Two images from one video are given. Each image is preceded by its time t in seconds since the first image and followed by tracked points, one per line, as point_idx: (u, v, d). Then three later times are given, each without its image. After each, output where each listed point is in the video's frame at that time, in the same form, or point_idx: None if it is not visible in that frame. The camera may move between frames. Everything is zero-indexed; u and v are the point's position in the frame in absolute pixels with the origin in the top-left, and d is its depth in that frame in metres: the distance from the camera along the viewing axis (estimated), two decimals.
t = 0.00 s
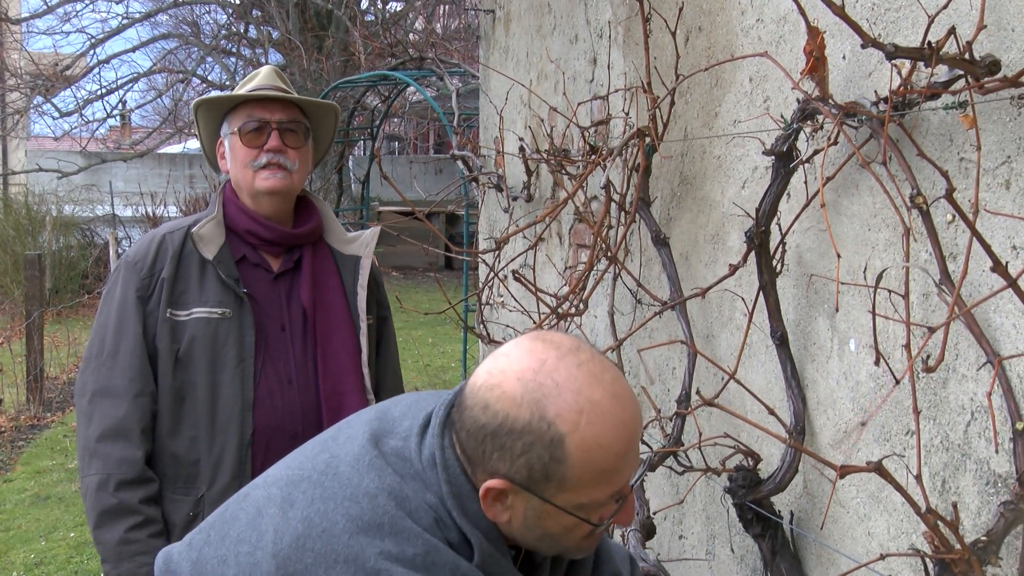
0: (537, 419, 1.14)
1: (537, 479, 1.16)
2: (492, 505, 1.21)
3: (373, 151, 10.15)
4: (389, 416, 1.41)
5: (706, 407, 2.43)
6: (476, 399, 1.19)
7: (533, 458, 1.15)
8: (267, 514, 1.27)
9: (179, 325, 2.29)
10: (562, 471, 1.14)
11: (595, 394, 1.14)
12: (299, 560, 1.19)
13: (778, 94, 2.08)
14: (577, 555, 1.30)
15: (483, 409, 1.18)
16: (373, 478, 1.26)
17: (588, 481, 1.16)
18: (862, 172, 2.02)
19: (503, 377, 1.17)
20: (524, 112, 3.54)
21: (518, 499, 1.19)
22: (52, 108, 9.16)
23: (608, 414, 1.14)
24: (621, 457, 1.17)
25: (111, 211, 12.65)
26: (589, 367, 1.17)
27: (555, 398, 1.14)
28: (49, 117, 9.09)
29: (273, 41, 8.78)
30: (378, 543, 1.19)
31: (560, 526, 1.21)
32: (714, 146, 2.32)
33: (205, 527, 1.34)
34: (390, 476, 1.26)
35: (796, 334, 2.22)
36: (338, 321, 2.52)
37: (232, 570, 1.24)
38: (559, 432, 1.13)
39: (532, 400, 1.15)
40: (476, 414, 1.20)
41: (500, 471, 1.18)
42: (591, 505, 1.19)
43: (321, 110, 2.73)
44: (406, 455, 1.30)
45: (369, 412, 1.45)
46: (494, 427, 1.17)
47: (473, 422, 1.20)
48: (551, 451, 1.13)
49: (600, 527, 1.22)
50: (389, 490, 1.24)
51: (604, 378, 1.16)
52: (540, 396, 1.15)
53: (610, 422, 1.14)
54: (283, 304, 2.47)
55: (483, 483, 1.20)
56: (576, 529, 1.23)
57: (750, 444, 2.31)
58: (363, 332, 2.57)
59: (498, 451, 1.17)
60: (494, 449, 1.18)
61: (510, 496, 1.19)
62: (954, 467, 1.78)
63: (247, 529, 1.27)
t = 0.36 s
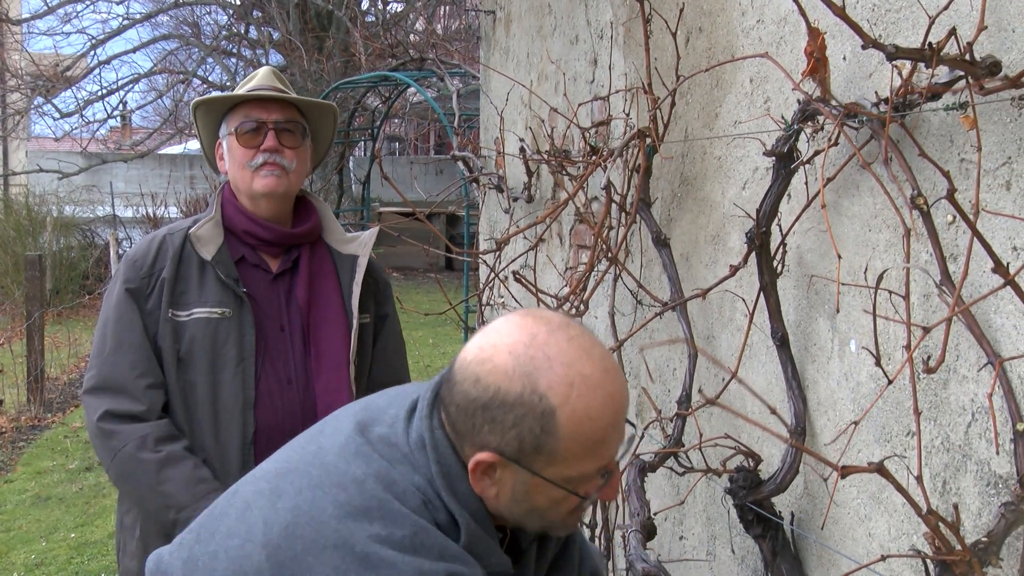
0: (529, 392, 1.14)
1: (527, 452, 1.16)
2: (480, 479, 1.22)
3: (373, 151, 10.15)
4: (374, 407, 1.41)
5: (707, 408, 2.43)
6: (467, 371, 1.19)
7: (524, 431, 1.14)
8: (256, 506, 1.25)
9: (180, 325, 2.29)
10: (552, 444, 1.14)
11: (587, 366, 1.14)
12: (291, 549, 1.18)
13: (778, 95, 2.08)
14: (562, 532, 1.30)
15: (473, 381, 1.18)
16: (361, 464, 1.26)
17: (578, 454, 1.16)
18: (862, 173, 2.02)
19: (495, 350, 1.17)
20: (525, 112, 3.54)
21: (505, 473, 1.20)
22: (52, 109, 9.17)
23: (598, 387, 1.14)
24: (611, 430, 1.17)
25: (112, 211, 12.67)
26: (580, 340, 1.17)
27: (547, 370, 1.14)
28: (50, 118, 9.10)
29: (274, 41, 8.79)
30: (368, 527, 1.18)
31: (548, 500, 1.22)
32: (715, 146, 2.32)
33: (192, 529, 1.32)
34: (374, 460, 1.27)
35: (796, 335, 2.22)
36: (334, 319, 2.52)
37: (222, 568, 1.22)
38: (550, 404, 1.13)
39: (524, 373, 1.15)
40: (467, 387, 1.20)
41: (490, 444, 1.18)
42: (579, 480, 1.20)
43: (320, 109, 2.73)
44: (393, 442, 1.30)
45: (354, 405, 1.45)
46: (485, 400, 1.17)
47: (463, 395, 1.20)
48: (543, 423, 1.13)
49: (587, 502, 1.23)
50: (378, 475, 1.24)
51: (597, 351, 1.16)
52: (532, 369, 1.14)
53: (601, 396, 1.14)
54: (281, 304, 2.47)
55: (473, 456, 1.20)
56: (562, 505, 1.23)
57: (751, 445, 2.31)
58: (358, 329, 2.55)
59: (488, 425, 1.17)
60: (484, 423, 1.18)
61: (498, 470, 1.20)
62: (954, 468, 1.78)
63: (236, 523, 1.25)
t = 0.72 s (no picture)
0: (465, 317, 1.15)
1: (461, 379, 1.16)
2: (412, 413, 1.20)
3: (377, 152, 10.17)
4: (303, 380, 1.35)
5: (711, 409, 2.43)
6: (401, 303, 1.18)
7: (461, 357, 1.14)
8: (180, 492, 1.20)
9: (184, 326, 2.29)
10: (489, 371, 1.15)
11: (521, 292, 1.16)
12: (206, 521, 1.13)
13: (783, 96, 2.08)
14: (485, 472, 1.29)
15: (407, 311, 1.17)
16: (279, 440, 1.19)
17: (510, 380, 1.17)
18: (867, 174, 2.02)
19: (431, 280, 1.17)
20: (529, 113, 3.54)
21: (438, 404, 1.18)
22: (58, 110, 9.19)
23: (531, 313, 1.17)
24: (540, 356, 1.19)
25: (116, 212, 12.70)
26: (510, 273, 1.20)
27: (484, 296, 1.15)
28: (55, 119, 9.12)
29: (279, 42, 8.81)
30: (277, 503, 1.11)
31: (478, 434, 1.21)
32: (720, 147, 2.32)
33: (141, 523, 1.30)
34: (295, 431, 1.20)
35: (801, 335, 2.22)
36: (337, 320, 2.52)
37: (155, 537, 1.19)
38: (488, 328, 1.13)
39: (460, 299, 1.15)
40: (400, 319, 1.18)
41: (425, 374, 1.17)
42: (510, 410, 1.20)
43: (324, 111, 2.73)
44: (317, 411, 1.24)
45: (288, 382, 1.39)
46: (421, 329, 1.16)
47: (395, 327, 1.19)
48: (480, 348, 1.14)
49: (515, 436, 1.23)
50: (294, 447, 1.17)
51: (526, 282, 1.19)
52: (468, 295, 1.15)
53: (533, 322, 1.17)
54: (284, 305, 2.48)
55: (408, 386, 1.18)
56: (493, 438, 1.22)
57: (755, 446, 2.31)
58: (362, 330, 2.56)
59: (423, 353, 1.16)
60: (419, 351, 1.17)
61: (430, 402, 1.19)
62: (960, 469, 1.78)
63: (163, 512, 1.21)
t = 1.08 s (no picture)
0: (338, 224, 1.33)
1: (338, 282, 1.33)
2: (295, 323, 1.36)
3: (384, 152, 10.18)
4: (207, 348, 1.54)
5: (720, 409, 2.43)
6: (280, 219, 1.36)
7: (336, 260, 1.32)
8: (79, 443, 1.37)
9: (195, 326, 2.29)
10: (362, 271, 1.32)
11: (387, 203, 1.37)
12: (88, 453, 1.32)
13: (792, 95, 2.07)
14: (370, 389, 1.43)
15: (288, 224, 1.35)
16: (157, 383, 1.37)
17: (384, 282, 1.34)
18: (877, 173, 2.01)
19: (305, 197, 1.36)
20: (538, 112, 3.54)
21: (318, 312, 1.35)
22: (68, 110, 9.21)
23: (399, 221, 1.36)
24: (411, 262, 1.37)
25: (125, 212, 12.73)
26: (379, 193, 1.40)
27: (354, 207, 1.35)
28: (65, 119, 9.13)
29: (288, 42, 8.82)
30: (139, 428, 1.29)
31: (358, 341, 1.36)
32: (729, 146, 2.32)
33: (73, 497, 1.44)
34: (173, 376, 1.38)
35: (810, 336, 2.21)
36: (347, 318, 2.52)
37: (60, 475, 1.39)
38: (358, 231, 1.32)
39: (334, 209, 1.35)
40: (281, 234, 1.36)
41: (305, 280, 1.34)
42: (387, 314, 1.36)
43: (336, 116, 2.73)
44: (201, 358, 1.43)
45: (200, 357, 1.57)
46: (299, 239, 1.34)
47: (277, 243, 1.37)
48: (353, 249, 1.32)
49: (393, 344, 1.38)
50: (166, 385, 1.35)
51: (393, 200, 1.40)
52: (341, 206, 1.35)
53: (400, 227, 1.36)
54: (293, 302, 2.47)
55: (290, 295, 1.35)
56: (373, 347, 1.38)
57: (764, 446, 2.30)
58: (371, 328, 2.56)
59: (302, 261, 1.34)
60: (298, 260, 1.34)
61: (311, 310, 1.35)
62: (970, 470, 1.78)
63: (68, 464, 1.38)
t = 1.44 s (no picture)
0: (264, 147, 1.45)
1: (264, 202, 1.44)
2: (224, 245, 1.46)
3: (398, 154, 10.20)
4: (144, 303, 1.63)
5: (738, 411, 2.42)
6: (212, 146, 1.48)
7: (263, 180, 1.44)
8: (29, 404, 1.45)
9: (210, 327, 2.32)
10: (286, 190, 1.44)
11: (313, 131, 1.49)
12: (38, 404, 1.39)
13: (810, 97, 2.07)
14: (299, 317, 1.50)
15: (218, 149, 1.47)
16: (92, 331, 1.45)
17: (309, 203, 1.45)
18: (895, 175, 2.00)
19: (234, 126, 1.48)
20: (555, 114, 3.55)
21: (246, 232, 1.45)
22: (86, 113, 9.28)
23: (323, 147, 1.48)
24: (337, 188, 1.49)
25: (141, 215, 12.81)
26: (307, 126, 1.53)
27: (280, 133, 1.47)
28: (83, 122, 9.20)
29: (305, 44, 8.86)
30: (75, 366, 1.36)
31: (284, 262, 1.45)
32: (746, 148, 2.31)
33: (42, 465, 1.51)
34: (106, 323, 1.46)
35: (828, 338, 2.21)
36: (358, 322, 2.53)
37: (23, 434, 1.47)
38: (284, 152, 1.44)
39: (261, 135, 1.47)
40: (211, 160, 1.48)
41: (232, 201, 1.44)
42: (313, 236, 1.46)
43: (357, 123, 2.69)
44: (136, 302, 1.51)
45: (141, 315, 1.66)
46: (227, 163, 1.46)
47: (208, 169, 1.48)
48: (278, 169, 1.44)
49: (320, 267, 1.47)
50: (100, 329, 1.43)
51: (323, 133, 1.52)
52: (268, 133, 1.47)
53: (326, 153, 1.48)
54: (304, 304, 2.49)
55: (217, 216, 1.45)
56: (298, 269, 1.46)
57: (783, 449, 2.29)
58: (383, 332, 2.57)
59: (230, 184, 1.45)
60: (227, 183, 1.45)
61: (240, 231, 1.45)
62: (990, 473, 1.77)
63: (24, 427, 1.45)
